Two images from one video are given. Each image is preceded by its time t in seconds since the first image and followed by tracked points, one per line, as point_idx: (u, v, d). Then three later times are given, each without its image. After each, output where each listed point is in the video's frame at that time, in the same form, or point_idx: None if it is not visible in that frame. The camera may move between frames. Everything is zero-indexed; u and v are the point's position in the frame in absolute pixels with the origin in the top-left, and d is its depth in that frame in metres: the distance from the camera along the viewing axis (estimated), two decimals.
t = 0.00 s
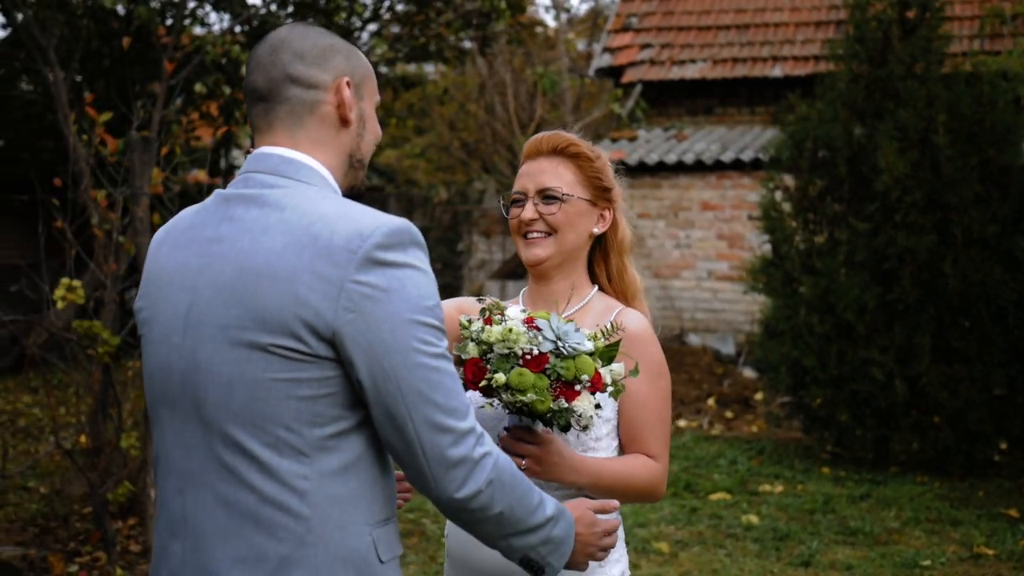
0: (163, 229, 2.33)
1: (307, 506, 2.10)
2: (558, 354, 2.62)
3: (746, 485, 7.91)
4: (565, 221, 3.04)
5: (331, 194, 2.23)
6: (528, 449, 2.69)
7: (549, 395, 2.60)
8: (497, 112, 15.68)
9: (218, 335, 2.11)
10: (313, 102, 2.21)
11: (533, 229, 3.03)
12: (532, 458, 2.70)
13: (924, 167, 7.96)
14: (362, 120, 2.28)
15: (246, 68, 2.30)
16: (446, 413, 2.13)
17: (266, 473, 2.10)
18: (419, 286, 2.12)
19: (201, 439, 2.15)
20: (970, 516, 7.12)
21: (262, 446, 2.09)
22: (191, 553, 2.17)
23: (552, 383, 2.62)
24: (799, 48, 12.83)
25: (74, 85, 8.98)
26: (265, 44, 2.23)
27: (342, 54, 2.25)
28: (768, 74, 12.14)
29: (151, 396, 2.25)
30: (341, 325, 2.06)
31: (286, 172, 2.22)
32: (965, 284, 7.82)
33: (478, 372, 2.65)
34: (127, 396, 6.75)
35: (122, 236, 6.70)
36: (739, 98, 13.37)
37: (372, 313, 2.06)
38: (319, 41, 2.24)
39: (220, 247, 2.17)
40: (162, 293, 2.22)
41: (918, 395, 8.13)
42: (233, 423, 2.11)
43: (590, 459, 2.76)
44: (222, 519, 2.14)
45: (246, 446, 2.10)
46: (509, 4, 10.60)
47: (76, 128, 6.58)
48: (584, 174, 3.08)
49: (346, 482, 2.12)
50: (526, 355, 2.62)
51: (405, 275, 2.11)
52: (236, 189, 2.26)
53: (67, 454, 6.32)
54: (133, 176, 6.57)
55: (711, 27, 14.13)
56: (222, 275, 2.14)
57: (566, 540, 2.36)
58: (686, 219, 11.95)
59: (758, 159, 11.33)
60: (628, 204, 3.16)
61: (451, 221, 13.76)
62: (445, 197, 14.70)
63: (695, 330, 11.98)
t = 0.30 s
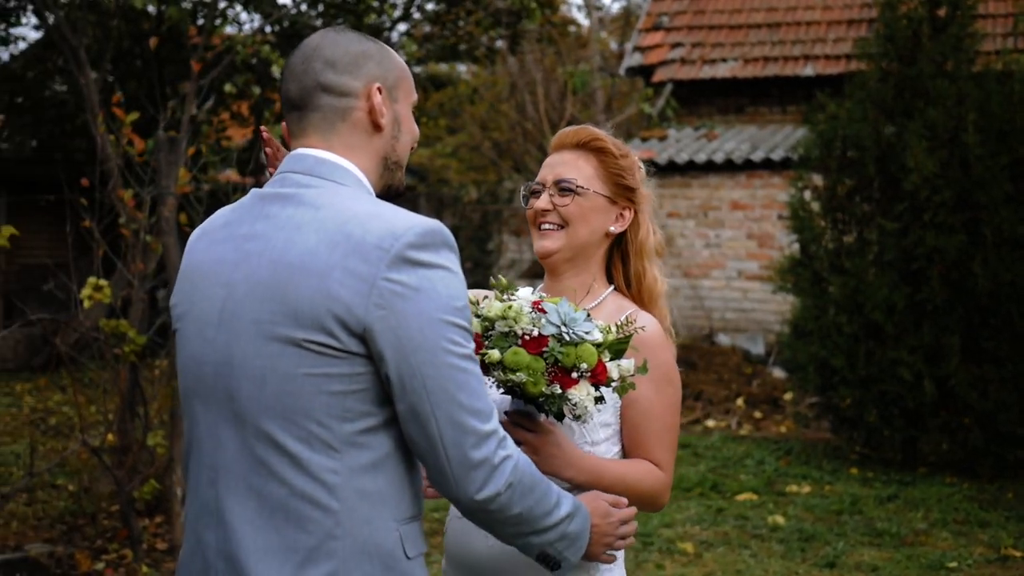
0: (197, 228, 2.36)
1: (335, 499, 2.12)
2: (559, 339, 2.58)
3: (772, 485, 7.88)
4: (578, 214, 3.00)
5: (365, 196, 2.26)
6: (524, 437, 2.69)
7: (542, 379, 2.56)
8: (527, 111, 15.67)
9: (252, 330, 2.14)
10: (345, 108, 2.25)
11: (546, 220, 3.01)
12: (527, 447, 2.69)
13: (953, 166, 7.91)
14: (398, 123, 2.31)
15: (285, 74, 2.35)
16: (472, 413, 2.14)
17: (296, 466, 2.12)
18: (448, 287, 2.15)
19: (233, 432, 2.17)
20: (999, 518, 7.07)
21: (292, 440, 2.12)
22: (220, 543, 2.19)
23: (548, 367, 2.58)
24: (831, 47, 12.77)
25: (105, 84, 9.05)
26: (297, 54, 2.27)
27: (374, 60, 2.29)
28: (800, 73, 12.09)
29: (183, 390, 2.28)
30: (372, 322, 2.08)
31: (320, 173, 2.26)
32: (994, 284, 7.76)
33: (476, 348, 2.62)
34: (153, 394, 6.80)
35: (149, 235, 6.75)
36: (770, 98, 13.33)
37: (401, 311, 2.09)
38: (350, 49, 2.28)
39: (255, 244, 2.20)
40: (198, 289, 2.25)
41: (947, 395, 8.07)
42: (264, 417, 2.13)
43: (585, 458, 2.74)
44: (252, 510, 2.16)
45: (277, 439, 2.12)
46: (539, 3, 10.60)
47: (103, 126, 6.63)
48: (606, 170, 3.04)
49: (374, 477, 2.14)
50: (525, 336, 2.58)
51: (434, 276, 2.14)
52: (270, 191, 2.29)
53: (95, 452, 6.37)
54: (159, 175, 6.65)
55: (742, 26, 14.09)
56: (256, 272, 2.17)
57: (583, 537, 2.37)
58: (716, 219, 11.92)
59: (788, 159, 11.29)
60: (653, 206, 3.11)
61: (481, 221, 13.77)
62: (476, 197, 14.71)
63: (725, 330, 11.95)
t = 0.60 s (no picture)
0: (232, 226, 2.37)
1: (370, 501, 2.13)
2: (580, 322, 2.54)
3: (797, 485, 7.85)
4: (582, 207, 2.97)
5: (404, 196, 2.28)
6: (540, 418, 2.68)
7: (559, 361, 2.52)
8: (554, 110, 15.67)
9: (290, 331, 2.15)
10: (381, 110, 2.27)
11: (549, 211, 2.98)
12: (542, 428, 2.68)
13: (980, 165, 7.85)
14: (433, 123, 2.33)
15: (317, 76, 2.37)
16: (504, 420, 2.15)
17: (333, 467, 2.13)
18: (484, 294, 2.16)
19: (270, 431, 2.18)
20: None
21: (328, 441, 2.13)
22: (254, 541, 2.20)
23: (567, 349, 2.54)
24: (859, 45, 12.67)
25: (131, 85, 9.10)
26: (331, 58, 2.29)
27: (407, 61, 2.31)
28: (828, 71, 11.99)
29: (217, 387, 2.28)
30: (411, 325, 2.09)
31: (359, 174, 2.27)
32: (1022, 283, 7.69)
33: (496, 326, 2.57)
34: (176, 392, 6.83)
35: (172, 234, 6.77)
36: (797, 96, 13.25)
37: (440, 315, 2.10)
38: (383, 51, 2.30)
39: (293, 245, 2.22)
40: (234, 288, 2.26)
41: (973, 396, 8.00)
42: (302, 417, 2.14)
43: (601, 445, 2.71)
44: (286, 509, 2.17)
45: (314, 439, 2.13)
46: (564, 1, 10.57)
47: (127, 126, 6.66)
48: (613, 164, 3.02)
49: (408, 480, 2.15)
50: (546, 317, 2.54)
51: (471, 282, 2.15)
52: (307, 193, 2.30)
53: (119, 450, 6.40)
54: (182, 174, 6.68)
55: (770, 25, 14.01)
56: (294, 273, 2.18)
57: (602, 526, 2.36)
58: (742, 218, 11.88)
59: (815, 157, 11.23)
60: (661, 204, 3.09)
61: (508, 220, 13.78)
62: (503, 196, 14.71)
63: (751, 330, 11.90)
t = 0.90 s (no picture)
0: (257, 226, 2.42)
1: (378, 489, 2.13)
2: (651, 285, 2.46)
3: (820, 485, 7.82)
4: (568, 195, 2.85)
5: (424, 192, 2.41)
6: (584, 384, 2.48)
7: (633, 322, 2.42)
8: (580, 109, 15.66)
9: (303, 320, 2.18)
10: (406, 111, 2.42)
11: (534, 198, 2.87)
12: (583, 394, 2.48)
13: (1005, 164, 7.78)
14: (459, 125, 2.46)
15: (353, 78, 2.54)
16: (511, 408, 2.13)
17: (341, 454, 2.14)
18: (494, 282, 2.16)
19: (281, 419, 2.20)
20: None
21: (337, 429, 2.14)
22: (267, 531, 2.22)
23: (638, 312, 2.44)
24: (886, 43, 12.58)
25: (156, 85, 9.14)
26: (360, 60, 2.44)
27: (434, 63, 2.45)
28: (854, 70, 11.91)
29: (237, 381, 2.32)
30: (417, 311, 2.10)
31: (382, 168, 2.41)
32: None
33: (564, 283, 2.46)
34: (198, 391, 6.86)
35: (194, 233, 6.79)
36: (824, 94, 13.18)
37: (446, 301, 2.10)
38: (411, 54, 2.44)
39: (309, 237, 2.25)
40: (255, 282, 2.30)
41: (999, 396, 7.94)
42: (312, 405, 2.16)
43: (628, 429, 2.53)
44: (297, 496, 2.18)
45: (324, 426, 2.14)
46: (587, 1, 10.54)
47: (150, 125, 6.69)
48: (604, 157, 2.91)
49: (418, 469, 2.15)
50: (618, 277, 2.45)
51: (481, 271, 2.16)
52: (332, 196, 2.39)
53: (141, 449, 6.43)
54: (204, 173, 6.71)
55: (796, 23, 13.94)
56: (310, 265, 2.21)
57: (596, 529, 2.34)
58: (767, 217, 11.84)
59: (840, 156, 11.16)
60: (650, 205, 2.95)
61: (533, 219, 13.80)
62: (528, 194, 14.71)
63: (777, 329, 11.86)
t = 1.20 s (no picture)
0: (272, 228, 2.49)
1: (369, 483, 2.17)
2: (697, 282, 2.46)
3: (845, 485, 7.78)
4: (555, 186, 2.79)
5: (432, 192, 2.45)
6: (605, 365, 2.42)
7: (676, 314, 2.40)
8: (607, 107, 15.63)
9: (300, 317, 2.23)
10: (418, 113, 2.47)
11: (521, 189, 2.81)
12: (603, 375, 2.43)
13: None
14: (471, 129, 2.51)
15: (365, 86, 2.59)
16: (497, 405, 2.13)
17: (334, 448, 2.19)
18: (485, 281, 2.19)
19: (280, 414, 2.26)
20: None
21: (331, 424, 2.19)
22: (265, 522, 2.27)
23: (679, 304, 2.43)
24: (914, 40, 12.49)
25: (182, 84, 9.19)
26: (373, 65, 2.50)
27: (446, 69, 2.50)
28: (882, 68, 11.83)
29: (243, 377, 2.38)
30: (406, 307, 2.14)
31: (392, 170, 2.45)
32: None
33: (613, 261, 2.43)
34: (220, 389, 6.88)
35: (217, 231, 6.81)
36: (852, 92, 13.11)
37: (434, 298, 2.13)
38: (424, 59, 2.50)
39: (311, 236, 2.31)
40: (259, 280, 2.36)
41: None
42: (308, 400, 2.21)
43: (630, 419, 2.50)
44: (292, 490, 2.23)
45: (319, 421, 2.20)
46: None
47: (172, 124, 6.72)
48: (594, 155, 2.86)
49: (409, 464, 2.19)
50: (666, 266, 2.43)
51: (472, 269, 2.18)
52: (334, 196, 2.43)
53: (163, 446, 6.46)
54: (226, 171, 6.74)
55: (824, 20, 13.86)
56: (309, 264, 2.27)
57: (585, 530, 2.34)
58: (794, 216, 11.80)
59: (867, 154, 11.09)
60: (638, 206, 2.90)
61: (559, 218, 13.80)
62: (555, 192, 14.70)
63: (804, 328, 11.80)
